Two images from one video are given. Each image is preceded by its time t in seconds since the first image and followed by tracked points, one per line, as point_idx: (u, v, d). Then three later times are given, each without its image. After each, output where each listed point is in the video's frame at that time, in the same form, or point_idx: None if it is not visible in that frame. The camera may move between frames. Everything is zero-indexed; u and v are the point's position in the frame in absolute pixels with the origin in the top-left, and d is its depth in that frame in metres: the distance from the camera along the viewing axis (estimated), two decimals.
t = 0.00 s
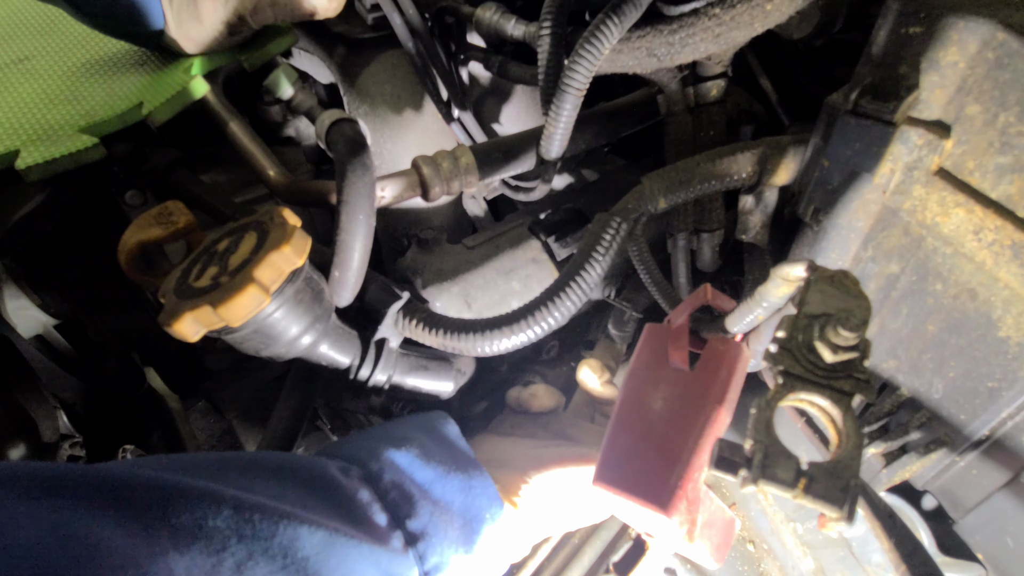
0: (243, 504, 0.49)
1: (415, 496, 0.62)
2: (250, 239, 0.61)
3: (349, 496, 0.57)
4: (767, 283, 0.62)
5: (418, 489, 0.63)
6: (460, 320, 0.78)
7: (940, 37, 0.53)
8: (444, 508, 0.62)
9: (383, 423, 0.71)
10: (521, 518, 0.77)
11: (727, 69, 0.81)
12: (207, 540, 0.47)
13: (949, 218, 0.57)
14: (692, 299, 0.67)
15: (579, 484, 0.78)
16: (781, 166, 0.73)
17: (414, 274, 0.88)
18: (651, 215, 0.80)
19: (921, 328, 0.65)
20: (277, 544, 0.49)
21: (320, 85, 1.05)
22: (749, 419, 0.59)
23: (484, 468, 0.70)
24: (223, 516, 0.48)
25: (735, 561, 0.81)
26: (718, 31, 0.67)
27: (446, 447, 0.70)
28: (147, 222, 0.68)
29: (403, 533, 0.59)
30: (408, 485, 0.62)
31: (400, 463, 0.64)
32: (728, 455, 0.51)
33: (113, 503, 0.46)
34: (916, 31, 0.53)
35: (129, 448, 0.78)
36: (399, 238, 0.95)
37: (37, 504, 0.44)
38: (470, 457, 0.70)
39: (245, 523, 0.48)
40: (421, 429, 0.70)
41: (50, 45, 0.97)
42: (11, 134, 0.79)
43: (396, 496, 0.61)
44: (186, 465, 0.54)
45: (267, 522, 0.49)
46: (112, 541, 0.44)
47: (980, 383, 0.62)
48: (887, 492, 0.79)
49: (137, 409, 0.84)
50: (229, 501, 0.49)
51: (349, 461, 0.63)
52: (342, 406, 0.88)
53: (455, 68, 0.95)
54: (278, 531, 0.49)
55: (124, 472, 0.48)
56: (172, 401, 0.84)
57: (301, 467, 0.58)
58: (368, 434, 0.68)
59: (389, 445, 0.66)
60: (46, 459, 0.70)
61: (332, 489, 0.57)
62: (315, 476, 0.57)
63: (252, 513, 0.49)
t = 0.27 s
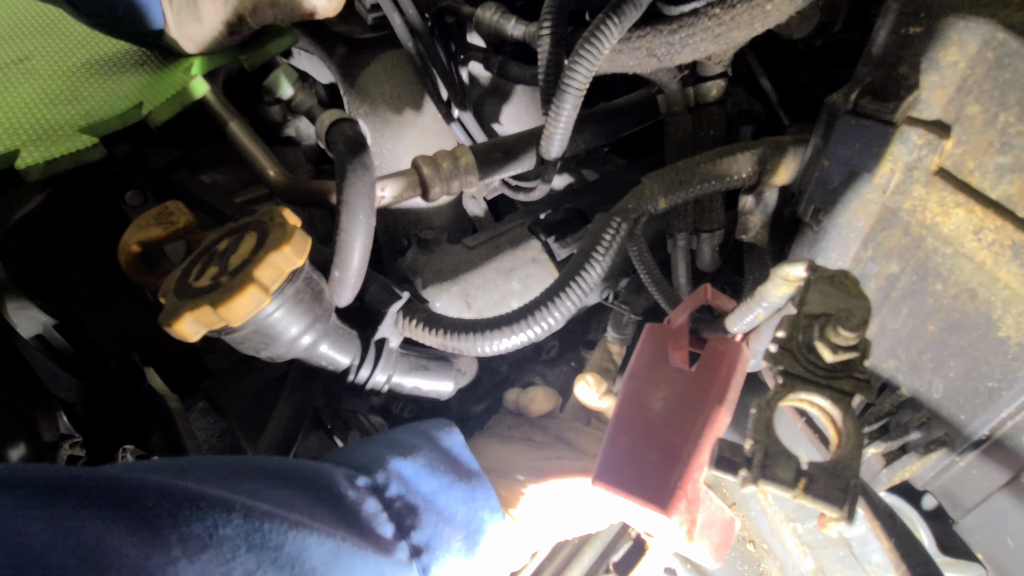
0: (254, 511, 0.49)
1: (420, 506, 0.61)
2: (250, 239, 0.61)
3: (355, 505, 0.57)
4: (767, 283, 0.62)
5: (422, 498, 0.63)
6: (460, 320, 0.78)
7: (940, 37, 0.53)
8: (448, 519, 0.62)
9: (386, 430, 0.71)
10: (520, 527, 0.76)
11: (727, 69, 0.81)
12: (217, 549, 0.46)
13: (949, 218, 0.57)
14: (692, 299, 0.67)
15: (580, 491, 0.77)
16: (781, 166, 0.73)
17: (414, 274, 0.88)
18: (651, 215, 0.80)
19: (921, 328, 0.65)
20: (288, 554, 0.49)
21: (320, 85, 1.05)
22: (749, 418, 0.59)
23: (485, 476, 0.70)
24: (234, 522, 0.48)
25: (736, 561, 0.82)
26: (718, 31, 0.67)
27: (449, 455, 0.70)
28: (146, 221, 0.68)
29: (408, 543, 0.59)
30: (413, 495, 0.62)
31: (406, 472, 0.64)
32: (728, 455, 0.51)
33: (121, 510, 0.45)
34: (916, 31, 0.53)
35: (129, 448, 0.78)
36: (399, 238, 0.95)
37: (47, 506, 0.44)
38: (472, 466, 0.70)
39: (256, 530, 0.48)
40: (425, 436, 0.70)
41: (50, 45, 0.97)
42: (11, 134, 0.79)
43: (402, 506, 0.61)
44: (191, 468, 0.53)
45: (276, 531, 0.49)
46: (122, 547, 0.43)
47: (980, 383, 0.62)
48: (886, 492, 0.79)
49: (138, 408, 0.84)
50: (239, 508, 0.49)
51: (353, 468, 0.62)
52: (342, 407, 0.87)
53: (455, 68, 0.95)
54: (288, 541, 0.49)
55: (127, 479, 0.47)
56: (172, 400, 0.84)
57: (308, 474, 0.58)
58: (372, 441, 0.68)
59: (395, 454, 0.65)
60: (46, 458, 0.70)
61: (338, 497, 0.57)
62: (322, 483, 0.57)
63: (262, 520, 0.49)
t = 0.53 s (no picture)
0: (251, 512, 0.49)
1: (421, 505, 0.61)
2: (250, 239, 0.61)
3: (354, 504, 0.57)
4: (767, 283, 0.62)
5: (423, 497, 0.62)
6: (460, 320, 0.78)
7: (940, 37, 0.53)
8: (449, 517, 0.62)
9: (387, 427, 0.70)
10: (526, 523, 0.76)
11: (727, 69, 0.81)
12: (214, 550, 0.46)
13: (949, 218, 0.57)
14: (692, 298, 0.67)
15: (582, 489, 0.77)
16: (781, 165, 0.73)
17: (414, 274, 0.88)
18: (651, 215, 0.80)
19: (921, 328, 0.65)
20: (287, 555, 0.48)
21: (320, 85, 1.05)
22: (749, 418, 0.59)
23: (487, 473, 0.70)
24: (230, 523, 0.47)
25: (736, 561, 0.82)
26: (718, 31, 0.67)
27: (451, 452, 0.69)
28: (146, 222, 0.68)
29: (409, 543, 0.59)
30: (415, 493, 0.62)
31: (406, 470, 0.63)
32: (728, 455, 0.51)
33: (120, 513, 0.45)
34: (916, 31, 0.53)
35: (128, 447, 0.78)
36: (399, 238, 0.95)
37: (39, 511, 0.44)
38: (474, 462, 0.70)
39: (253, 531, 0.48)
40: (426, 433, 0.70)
41: (50, 45, 0.97)
42: (10, 134, 0.79)
43: (403, 504, 0.60)
44: (190, 469, 0.53)
45: (274, 531, 0.49)
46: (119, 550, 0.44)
47: (980, 383, 0.62)
48: (886, 492, 0.79)
49: (138, 408, 0.84)
50: (237, 509, 0.48)
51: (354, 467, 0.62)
52: (342, 406, 0.86)
53: (455, 68, 0.95)
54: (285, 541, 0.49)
55: (129, 481, 0.47)
56: (172, 400, 0.84)
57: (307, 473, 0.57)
58: (373, 438, 0.67)
59: (395, 452, 0.65)
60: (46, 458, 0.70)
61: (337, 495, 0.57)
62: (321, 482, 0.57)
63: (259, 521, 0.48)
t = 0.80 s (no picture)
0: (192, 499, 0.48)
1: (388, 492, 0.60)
2: (250, 239, 0.61)
3: (317, 490, 0.56)
4: (767, 283, 0.62)
5: (392, 484, 0.61)
6: (460, 320, 0.78)
7: (940, 37, 0.53)
8: (419, 502, 0.61)
9: (357, 416, 0.70)
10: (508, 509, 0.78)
11: (727, 69, 0.81)
12: (149, 543, 0.45)
13: (948, 218, 0.57)
14: (692, 298, 0.67)
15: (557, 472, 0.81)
16: (782, 165, 0.73)
17: (414, 274, 0.88)
18: (651, 215, 0.80)
19: (921, 328, 0.65)
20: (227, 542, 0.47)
21: (320, 85, 1.05)
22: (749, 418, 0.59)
23: (467, 462, 0.69)
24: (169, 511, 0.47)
25: (735, 561, 0.82)
26: (718, 31, 0.67)
27: (420, 439, 0.68)
28: (147, 222, 0.68)
29: (372, 531, 0.57)
30: (381, 479, 0.61)
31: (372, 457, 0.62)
32: (728, 455, 0.51)
33: (54, 501, 0.45)
34: (916, 31, 0.53)
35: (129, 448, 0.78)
36: (399, 238, 0.95)
37: None
38: (451, 450, 0.69)
39: (192, 517, 0.47)
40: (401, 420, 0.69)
41: (50, 45, 0.97)
42: (10, 134, 0.79)
43: (369, 491, 0.59)
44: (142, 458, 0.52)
45: (218, 522, 0.47)
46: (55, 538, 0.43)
47: (980, 383, 0.62)
48: (886, 492, 0.79)
49: (138, 409, 0.84)
50: (176, 501, 0.47)
51: (318, 455, 0.61)
52: (342, 405, 0.86)
53: (455, 68, 0.95)
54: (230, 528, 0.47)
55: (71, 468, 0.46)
56: (172, 401, 0.85)
57: (270, 461, 0.57)
58: (346, 425, 0.67)
59: (361, 440, 0.64)
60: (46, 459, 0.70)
61: (297, 481, 0.56)
62: (281, 469, 0.56)
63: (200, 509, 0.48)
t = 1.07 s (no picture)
0: (113, 488, 0.48)
1: (322, 459, 0.62)
2: (250, 239, 0.61)
3: (242, 463, 0.57)
4: (767, 282, 0.62)
5: (328, 451, 0.63)
6: (460, 320, 0.78)
7: (940, 37, 0.53)
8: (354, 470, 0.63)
9: (302, 394, 0.71)
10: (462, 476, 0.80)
11: (727, 69, 0.81)
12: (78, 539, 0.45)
13: (949, 218, 0.57)
14: (692, 299, 0.67)
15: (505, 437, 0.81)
16: (781, 165, 0.73)
17: (414, 274, 0.88)
18: (651, 215, 0.81)
19: (921, 328, 0.65)
20: (150, 532, 0.47)
21: (320, 85, 1.05)
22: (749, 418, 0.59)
23: (416, 428, 0.70)
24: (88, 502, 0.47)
25: (735, 561, 0.82)
26: (718, 31, 0.67)
27: (361, 409, 0.69)
28: (146, 222, 0.68)
29: (305, 501, 0.58)
30: (315, 450, 0.62)
31: (301, 433, 0.64)
32: (727, 455, 0.51)
33: None
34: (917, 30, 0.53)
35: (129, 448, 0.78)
36: (399, 238, 0.95)
37: None
38: (398, 415, 0.70)
39: (108, 508, 0.47)
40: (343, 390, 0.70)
41: (50, 45, 0.97)
42: (10, 134, 0.79)
43: (301, 460, 0.61)
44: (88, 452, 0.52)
45: (136, 515, 0.48)
46: None
47: (980, 383, 0.62)
48: (886, 492, 0.79)
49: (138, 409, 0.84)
50: (102, 494, 0.48)
51: (254, 435, 0.62)
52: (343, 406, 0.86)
53: (455, 68, 0.95)
54: (146, 514, 0.48)
55: None
56: (172, 400, 0.84)
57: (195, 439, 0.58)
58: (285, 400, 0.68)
59: (297, 417, 0.66)
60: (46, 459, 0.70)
61: (226, 459, 0.57)
62: (204, 447, 0.57)
63: (127, 499, 0.48)
